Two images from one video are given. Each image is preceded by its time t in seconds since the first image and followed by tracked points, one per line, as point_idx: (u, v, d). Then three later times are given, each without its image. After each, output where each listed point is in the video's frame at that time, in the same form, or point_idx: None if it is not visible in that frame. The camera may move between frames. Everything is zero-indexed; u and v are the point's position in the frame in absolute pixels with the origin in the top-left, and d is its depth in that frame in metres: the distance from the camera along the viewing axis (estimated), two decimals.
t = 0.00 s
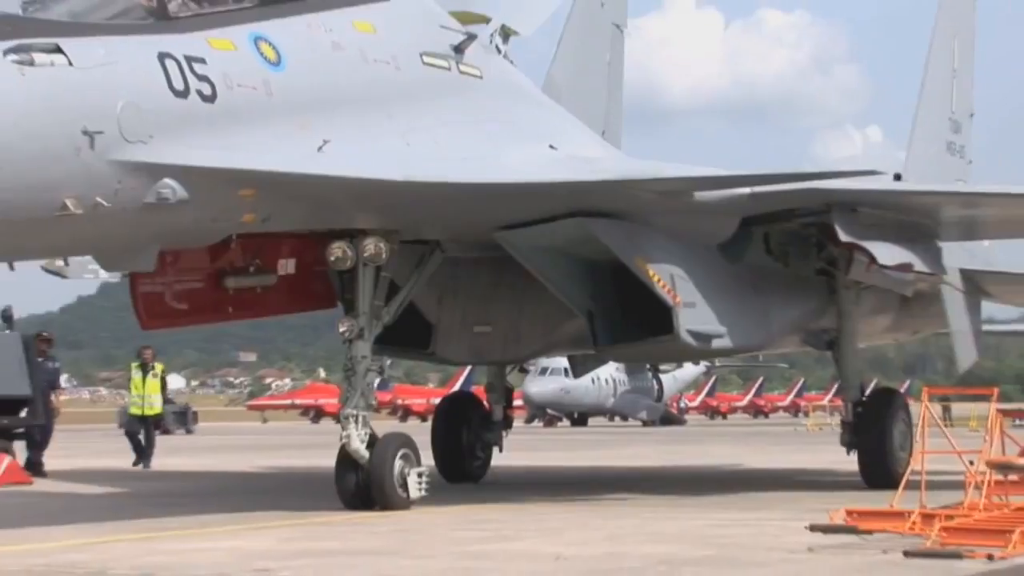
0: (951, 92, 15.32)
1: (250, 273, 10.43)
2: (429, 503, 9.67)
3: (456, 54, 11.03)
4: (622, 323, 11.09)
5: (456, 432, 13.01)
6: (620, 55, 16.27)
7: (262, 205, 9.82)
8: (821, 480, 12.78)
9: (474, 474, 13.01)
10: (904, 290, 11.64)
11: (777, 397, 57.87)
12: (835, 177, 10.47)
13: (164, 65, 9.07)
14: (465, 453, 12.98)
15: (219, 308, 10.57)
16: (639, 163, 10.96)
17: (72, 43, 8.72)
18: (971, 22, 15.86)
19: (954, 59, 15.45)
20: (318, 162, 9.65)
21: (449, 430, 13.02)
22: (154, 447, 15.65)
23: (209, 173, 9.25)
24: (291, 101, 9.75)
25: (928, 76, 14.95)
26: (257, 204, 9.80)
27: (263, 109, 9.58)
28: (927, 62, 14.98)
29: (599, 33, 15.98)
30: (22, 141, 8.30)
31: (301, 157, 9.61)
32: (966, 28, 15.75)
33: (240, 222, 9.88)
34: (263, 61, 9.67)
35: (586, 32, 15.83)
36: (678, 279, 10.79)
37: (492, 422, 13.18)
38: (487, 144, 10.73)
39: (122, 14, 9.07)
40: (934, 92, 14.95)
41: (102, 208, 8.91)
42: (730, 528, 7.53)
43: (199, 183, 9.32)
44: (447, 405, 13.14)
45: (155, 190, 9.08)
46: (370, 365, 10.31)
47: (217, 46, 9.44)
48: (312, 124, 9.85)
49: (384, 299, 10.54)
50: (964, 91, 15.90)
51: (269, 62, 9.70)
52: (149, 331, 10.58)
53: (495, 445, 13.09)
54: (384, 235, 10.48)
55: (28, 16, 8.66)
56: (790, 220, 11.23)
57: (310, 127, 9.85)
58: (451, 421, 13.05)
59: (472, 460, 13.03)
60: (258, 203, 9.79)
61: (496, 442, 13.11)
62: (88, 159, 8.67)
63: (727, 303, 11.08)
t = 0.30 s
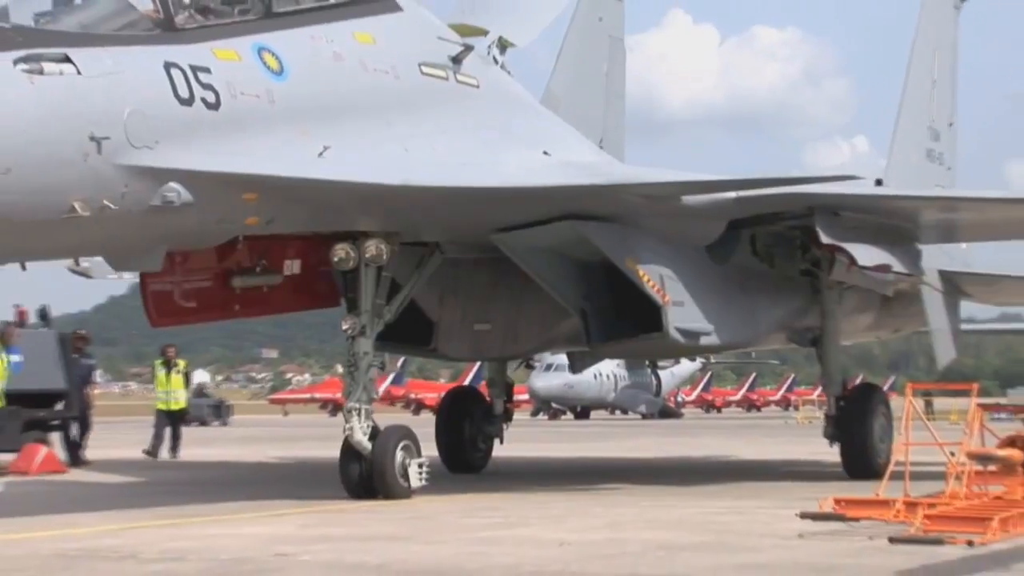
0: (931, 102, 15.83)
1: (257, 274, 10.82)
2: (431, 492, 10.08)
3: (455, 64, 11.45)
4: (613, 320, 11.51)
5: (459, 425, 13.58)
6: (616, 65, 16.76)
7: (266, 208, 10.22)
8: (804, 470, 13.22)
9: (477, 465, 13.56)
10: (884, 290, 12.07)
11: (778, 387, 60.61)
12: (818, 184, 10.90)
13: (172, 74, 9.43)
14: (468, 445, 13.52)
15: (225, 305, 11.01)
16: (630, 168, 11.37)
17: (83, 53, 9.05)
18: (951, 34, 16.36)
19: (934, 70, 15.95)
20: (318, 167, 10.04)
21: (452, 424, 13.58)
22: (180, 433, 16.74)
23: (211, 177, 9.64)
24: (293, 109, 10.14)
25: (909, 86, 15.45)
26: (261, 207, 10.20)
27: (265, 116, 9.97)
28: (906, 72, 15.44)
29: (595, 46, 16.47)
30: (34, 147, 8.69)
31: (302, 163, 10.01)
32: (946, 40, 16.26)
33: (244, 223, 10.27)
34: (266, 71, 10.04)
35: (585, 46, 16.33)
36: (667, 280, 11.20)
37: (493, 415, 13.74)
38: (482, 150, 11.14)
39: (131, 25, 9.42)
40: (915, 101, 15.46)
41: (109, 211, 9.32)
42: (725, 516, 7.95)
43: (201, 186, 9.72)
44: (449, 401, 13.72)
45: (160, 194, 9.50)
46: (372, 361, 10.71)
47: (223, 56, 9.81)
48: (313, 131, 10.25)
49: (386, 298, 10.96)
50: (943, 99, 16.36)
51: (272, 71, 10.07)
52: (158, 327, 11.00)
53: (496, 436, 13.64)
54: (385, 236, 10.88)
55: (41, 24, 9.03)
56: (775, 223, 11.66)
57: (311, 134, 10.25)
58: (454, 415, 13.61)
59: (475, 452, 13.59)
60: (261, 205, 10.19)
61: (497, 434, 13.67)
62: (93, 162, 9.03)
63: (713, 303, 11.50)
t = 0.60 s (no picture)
0: (913, 111, 16.28)
1: (263, 274, 11.21)
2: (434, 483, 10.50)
3: (453, 75, 11.88)
4: (606, 320, 11.92)
5: (463, 420, 14.14)
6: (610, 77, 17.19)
7: (270, 212, 10.61)
8: (791, 461, 13.66)
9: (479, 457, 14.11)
10: (865, 290, 12.50)
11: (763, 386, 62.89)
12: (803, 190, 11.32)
13: (177, 83, 9.83)
14: (470, 438, 14.08)
15: (232, 304, 11.41)
16: (622, 173, 11.78)
17: (89, 64, 9.45)
18: (932, 45, 16.83)
19: (915, 80, 16.42)
20: (320, 171, 10.45)
21: (456, 419, 14.14)
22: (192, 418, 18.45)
23: (214, 181, 10.01)
24: (295, 117, 10.55)
25: (891, 96, 15.91)
26: (266, 211, 10.59)
27: (268, 124, 10.38)
28: (888, 86, 15.91)
29: (595, 56, 16.86)
30: (44, 151, 9.03)
31: (304, 168, 10.41)
32: (927, 51, 16.72)
33: (250, 227, 10.67)
34: (270, 81, 10.45)
35: (586, 56, 16.70)
36: (658, 280, 11.61)
37: (495, 410, 14.29)
38: (480, 156, 11.56)
39: (138, 38, 9.85)
40: (897, 110, 15.91)
41: (116, 213, 9.64)
42: (722, 505, 8.38)
43: (206, 191, 10.09)
44: (453, 397, 14.30)
45: (167, 197, 9.83)
46: (374, 358, 11.09)
47: (227, 66, 10.22)
48: (315, 138, 10.66)
49: (387, 298, 11.36)
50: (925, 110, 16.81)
51: (276, 81, 10.48)
52: (167, 324, 11.42)
53: (497, 430, 14.19)
54: (387, 239, 11.28)
55: (51, 37, 9.45)
56: (762, 224, 12.08)
57: (313, 141, 10.65)
58: (458, 410, 14.17)
59: (476, 444, 14.15)
60: (266, 209, 10.58)
61: (498, 428, 14.22)
62: (101, 166, 9.39)
63: (702, 303, 11.91)
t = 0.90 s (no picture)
0: (893, 120, 16.75)
1: (271, 275, 11.66)
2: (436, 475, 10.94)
3: (453, 85, 12.34)
4: (599, 319, 12.36)
5: (465, 416, 14.75)
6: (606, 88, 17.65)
7: (275, 216, 11.02)
8: (777, 455, 14.13)
9: (480, 449, 14.71)
10: (848, 292, 12.97)
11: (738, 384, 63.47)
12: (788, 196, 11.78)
13: (186, 92, 10.24)
14: (471, 431, 14.69)
15: (241, 304, 11.87)
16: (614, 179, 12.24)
17: (101, 74, 9.84)
18: (912, 57, 17.30)
19: (895, 90, 16.89)
20: (324, 176, 10.88)
21: (458, 414, 14.76)
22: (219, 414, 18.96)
23: (221, 187, 10.40)
24: (300, 125, 10.97)
25: (872, 106, 16.39)
26: (272, 214, 11.00)
27: (273, 131, 10.79)
28: (871, 95, 16.39)
29: (591, 68, 17.31)
30: (59, 156, 9.39)
31: (308, 174, 10.83)
32: (907, 62, 17.19)
33: (256, 230, 11.08)
34: (274, 89, 10.88)
35: (581, 68, 17.16)
36: (650, 281, 12.05)
37: (495, 405, 14.90)
38: (478, 163, 12.01)
39: (149, 49, 10.25)
40: (878, 119, 16.38)
41: (126, 217, 10.02)
42: (716, 496, 8.83)
43: (214, 196, 10.49)
44: (455, 395, 14.93)
45: (175, 202, 10.24)
46: (377, 356, 11.51)
47: (234, 76, 10.63)
48: (319, 145, 11.09)
49: (390, 298, 11.81)
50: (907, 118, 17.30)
51: (280, 90, 10.91)
52: (179, 324, 11.90)
53: (497, 424, 14.79)
54: (389, 241, 11.72)
55: (65, 49, 9.85)
56: (749, 227, 12.54)
57: (317, 147, 11.08)
58: (460, 406, 14.79)
59: (477, 438, 14.75)
60: (272, 213, 10.99)
61: (498, 421, 14.82)
62: (112, 172, 9.77)
63: (691, 303, 12.37)
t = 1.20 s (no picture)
0: (875, 129, 17.25)
1: (278, 276, 12.13)
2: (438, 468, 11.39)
3: (453, 94, 12.82)
4: (593, 319, 12.82)
5: (467, 410, 15.30)
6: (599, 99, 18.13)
7: (282, 220, 11.42)
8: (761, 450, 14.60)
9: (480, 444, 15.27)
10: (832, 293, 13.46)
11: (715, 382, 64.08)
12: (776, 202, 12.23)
13: (196, 100, 10.59)
14: (473, 427, 15.25)
15: (250, 303, 12.39)
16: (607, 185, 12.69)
17: (113, 82, 10.14)
18: (892, 68, 17.80)
19: (876, 100, 17.39)
20: (330, 181, 11.29)
21: (460, 409, 15.29)
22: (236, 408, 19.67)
23: (228, 193, 10.74)
24: (306, 133, 11.38)
25: (855, 116, 16.87)
26: (278, 218, 11.39)
27: (279, 138, 11.17)
28: (854, 105, 16.88)
29: (588, 82, 17.79)
30: (76, 161, 9.67)
31: (314, 179, 11.22)
32: (887, 74, 17.69)
33: (263, 232, 11.48)
34: (281, 98, 11.27)
35: (579, 82, 17.63)
36: (643, 283, 12.51)
37: (494, 401, 15.49)
38: (476, 169, 12.46)
39: (161, 58, 10.62)
40: (860, 129, 16.87)
41: (139, 220, 10.32)
42: (709, 488, 9.27)
43: (221, 201, 10.82)
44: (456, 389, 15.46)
45: (186, 206, 10.54)
46: (381, 354, 11.96)
47: (242, 85, 11.00)
48: (325, 153, 11.50)
49: (393, 298, 12.27)
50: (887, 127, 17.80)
51: (288, 98, 11.30)
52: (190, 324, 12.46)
53: (497, 420, 15.37)
54: (393, 244, 12.17)
55: (80, 59, 10.18)
56: (738, 231, 13.00)
57: (322, 154, 11.49)
58: (463, 400, 15.34)
59: (478, 433, 15.31)
60: (278, 217, 11.37)
61: (498, 417, 15.39)
62: (126, 177, 10.06)
63: (682, 304, 12.84)
